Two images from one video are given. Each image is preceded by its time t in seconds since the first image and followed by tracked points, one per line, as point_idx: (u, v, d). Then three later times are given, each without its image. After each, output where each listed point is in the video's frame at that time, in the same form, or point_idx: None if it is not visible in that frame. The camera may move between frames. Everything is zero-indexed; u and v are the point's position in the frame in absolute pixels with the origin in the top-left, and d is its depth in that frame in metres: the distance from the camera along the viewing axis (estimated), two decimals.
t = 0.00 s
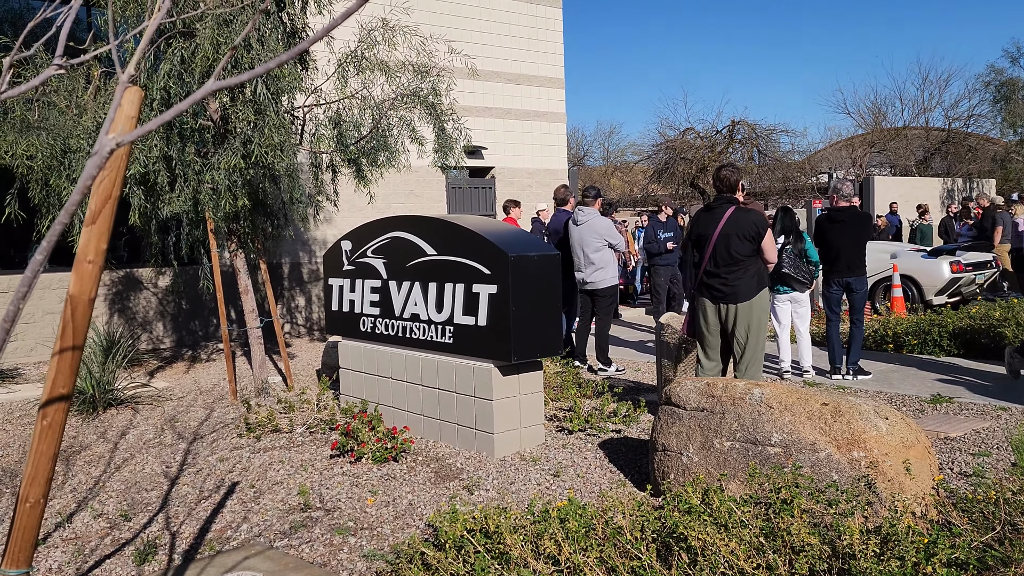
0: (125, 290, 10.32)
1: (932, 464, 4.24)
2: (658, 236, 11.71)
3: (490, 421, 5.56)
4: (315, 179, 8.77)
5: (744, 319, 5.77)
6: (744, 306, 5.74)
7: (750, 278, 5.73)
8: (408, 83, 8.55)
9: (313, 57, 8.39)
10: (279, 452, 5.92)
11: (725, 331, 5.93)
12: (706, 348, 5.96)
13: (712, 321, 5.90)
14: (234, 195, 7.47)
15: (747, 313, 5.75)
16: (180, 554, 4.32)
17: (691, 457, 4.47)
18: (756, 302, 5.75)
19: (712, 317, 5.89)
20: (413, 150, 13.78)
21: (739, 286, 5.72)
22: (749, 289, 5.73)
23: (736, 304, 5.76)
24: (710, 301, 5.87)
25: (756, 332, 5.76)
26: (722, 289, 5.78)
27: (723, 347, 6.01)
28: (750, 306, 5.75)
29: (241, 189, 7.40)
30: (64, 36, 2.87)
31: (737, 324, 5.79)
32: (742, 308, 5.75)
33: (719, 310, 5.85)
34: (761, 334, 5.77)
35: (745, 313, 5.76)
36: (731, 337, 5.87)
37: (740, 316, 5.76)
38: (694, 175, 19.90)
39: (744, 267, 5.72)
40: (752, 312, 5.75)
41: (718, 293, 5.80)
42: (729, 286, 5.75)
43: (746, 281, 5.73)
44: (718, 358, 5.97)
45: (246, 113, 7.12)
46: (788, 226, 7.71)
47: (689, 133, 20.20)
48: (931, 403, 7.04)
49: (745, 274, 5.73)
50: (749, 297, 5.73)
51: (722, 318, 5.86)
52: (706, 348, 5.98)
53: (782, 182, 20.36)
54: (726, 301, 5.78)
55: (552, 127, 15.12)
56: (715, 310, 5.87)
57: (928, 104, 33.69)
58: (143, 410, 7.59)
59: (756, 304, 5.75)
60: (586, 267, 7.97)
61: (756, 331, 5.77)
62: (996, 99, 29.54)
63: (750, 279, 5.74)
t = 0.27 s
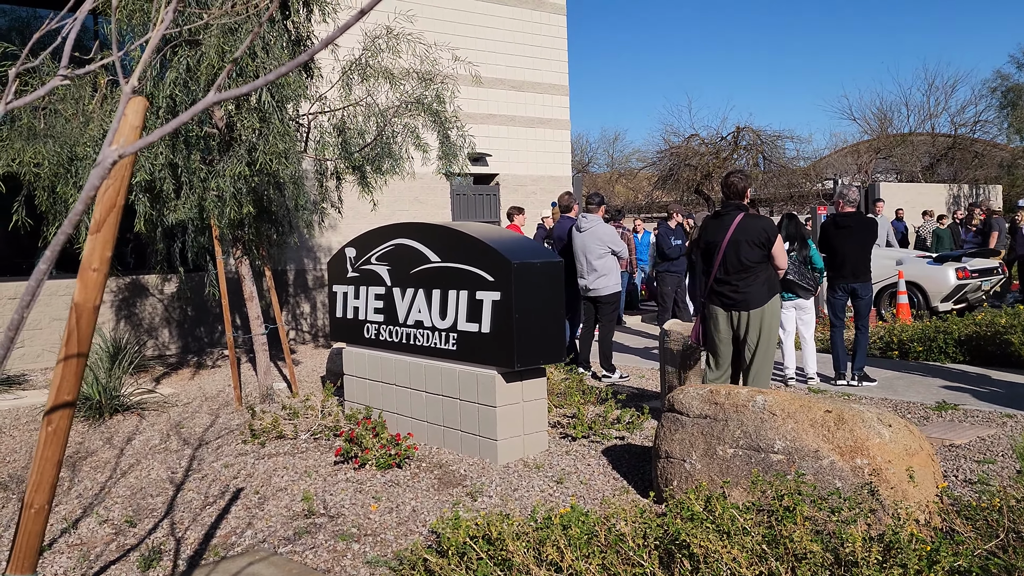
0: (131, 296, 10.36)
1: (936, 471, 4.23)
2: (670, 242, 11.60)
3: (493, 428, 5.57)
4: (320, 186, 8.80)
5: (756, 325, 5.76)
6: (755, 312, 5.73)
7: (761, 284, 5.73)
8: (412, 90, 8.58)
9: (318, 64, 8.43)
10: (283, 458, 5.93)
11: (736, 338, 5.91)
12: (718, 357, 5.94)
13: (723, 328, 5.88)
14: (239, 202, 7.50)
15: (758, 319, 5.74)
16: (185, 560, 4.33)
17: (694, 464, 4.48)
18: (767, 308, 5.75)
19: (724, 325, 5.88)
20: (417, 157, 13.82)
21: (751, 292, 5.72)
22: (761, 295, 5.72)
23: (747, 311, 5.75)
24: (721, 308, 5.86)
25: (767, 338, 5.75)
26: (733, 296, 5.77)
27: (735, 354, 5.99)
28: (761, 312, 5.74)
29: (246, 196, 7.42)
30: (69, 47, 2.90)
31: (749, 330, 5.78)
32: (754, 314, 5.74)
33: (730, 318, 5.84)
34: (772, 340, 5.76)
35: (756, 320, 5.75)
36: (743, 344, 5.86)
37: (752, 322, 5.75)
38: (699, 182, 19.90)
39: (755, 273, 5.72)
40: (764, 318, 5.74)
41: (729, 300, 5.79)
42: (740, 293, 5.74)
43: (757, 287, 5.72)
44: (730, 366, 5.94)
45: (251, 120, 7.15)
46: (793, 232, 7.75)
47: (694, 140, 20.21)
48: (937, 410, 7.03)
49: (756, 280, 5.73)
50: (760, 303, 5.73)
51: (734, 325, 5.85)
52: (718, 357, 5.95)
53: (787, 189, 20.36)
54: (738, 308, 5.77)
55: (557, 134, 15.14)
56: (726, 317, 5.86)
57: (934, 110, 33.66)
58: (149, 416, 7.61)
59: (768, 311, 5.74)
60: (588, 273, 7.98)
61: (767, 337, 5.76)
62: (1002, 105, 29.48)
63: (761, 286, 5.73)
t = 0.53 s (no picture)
0: (137, 297, 10.39)
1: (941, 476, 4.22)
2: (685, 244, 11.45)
3: (497, 430, 5.57)
4: (326, 188, 8.82)
5: (765, 329, 5.76)
6: (765, 316, 5.73)
7: (770, 287, 5.73)
8: (418, 92, 8.60)
9: (324, 66, 8.45)
10: (287, 459, 5.94)
11: (745, 342, 5.90)
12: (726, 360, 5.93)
13: (732, 332, 5.87)
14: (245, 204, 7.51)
15: (767, 323, 5.74)
16: (188, 561, 4.34)
17: (698, 468, 4.47)
18: (776, 312, 5.75)
19: (733, 328, 5.86)
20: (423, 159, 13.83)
21: (761, 296, 5.71)
22: (770, 299, 5.72)
23: (757, 315, 5.74)
24: (730, 311, 5.85)
25: (776, 341, 5.77)
26: (743, 299, 5.76)
27: (742, 358, 5.99)
28: (771, 316, 5.74)
29: (252, 197, 7.44)
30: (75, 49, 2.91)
31: (758, 334, 5.78)
32: (763, 318, 5.74)
33: (739, 321, 5.83)
34: (781, 343, 5.78)
35: (765, 324, 5.74)
36: (752, 347, 5.86)
37: (761, 326, 5.75)
38: (706, 185, 19.88)
39: (765, 277, 5.71)
40: (773, 321, 5.75)
41: (739, 303, 5.78)
42: (750, 297, 5.73)
43: (767, 291, 5.72)
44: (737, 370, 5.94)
45: (257, 122, 7.19)
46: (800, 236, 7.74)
47: (701, 142, 20.20)
48: (943, 415, 7.00)
49: (766, 284, 5.72)
50: (770, 306, 5.72)
51: (743, 329, 5.84)
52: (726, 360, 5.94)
53: (794, 192, 20.33)
54: (747, 311, 5.76)
55: (563, 136, 15.15)
56: (735, 321, 5.85)
57: (942, 114, 33.56)
58: (154, 416, 7.63)
59: (777, 314, 5.74)
60: (593, 276, 7.98)
61: (775, 340, 5.78)
62: (1010, 109, 29.38)
63: (770, 289, 5.73)
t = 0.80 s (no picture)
0: (143, 293, 10.43)
1: (943, 476, 4.21)
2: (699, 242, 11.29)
3: (500, 427, 5.58)
4: (331, 185, 8.83)
5: (764, 328, 5.76)
6: (764, 315, 5.72)
7: (770, 287, 5.72)
8: (423, 90, 8.61)
9: (329, 64, 8.47)
10: (290, 455, 5.96)
11: (744, 340, 5.91)
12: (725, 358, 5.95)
13: (731, 330, 5.88)
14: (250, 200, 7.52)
15: (766, 322, 5.74)
16: (190, 555, 4.36)
17: (699, 467, 4.47)
18: (776, 312, 5.75)
19: (732, 326, 5.87)
20: (428, 157, 13.84)
21: (761, 295, 5.71)
22: (770, 298, 5.72)
23: (756, 314, 5.74)
24: (730, 310, 5.86)
25: (775, 342, 5.76)
26: (742, 298, 5.76)
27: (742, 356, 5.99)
28: (770, 316, 5.74)
29: (257, 194, 7.45)
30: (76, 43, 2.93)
31: (757, 333, 5.78)
32: (762, 317, 5.73)
33: (738, 319, 5.84)
34: (780, 343, 5.77)
35: (764, 323, 5.74)
36: (750, 347, 5.86)
37: (760, 325, 5.75)
38: (712, 183, 19.84)
39: (765, 277, 5.71)
40: (773, 321, 5.74)
41: (738, 302, 5.78)
42: (750, 296, 5.73)
43: (767, 290, 5.71)
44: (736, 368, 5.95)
45: (262, 118, 7.20)
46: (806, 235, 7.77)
47: (708, 141, 20.17)
48: (947, 415, 6.98)
49: (767, 283, 5.71)
50: (769, 306, 5.72)
51: (742, 328, 5.85)
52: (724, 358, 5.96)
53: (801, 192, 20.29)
54: (746, 310, 5.76)
55: (568, 135, 15.14)
56: (734, 319, 5.85)
57: (950, 113, 33.44)
58: (159, 412, 7.66)
59: (776, 314, 5.74)
60: (596, 274, 7.98)
61: (775, 339, 5.76)
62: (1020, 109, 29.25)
63: (771, 289, 5.73)
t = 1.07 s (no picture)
0: (150, 291, 10.48)
1: (943, 475, 4.22)
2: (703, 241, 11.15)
3: (502, 426, 5.60)
4: (336, 184, 8.86)
5: (760, 327, 5.76)
6: (760, 315, 5.73)
7: (767, 287, 5.73)
8: (428, 89, 8.63)
9: (334, 63, 8.50)
10: (294, 453, 6.00)
11: (741, 340, 5.91)
12: (721, 357, 5.96)
13: (727, 329, 5.90)
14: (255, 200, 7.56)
15: (762, 322, 5.74)
16: (194, 552, 4.39)
17: (700, 466, 4.49)
18: (772, 312, 5.75)
19: (728, 325, 5.89)
20: (434, 156, 13.86)
21: (757, 295, 5.72)
22: (766, 299, 5.72)
23: (752, 313, 5.75)
24: (726, 309, 5.87)
25: (772, 343, 5.75)
26: (739, 297, 5.77)
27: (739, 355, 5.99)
28: (766, 316, 5.74)
29: (263, 193, 7.48)
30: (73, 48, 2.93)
31: (753, 333, 5.78)
32: (759, 317, 5.74)
33: (735, 319, 5.85)
34: (777, 344, 5.76)
35: (760, 323, 5.75)
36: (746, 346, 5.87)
37: (757, 325, 5.75)
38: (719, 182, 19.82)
39: (762, 277, 5.71)
40: (769, 322, 5.74)
41: (734, 301, 5.79)
42: (746, 295, 5.74)
43: (763, 290, 5.72)
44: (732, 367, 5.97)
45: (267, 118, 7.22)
46: (810, 234, 7.79)
47: (714, 140, 20.17)
48: (951, 414, 6.98)
49: (763, 283, 5.72)
50: (765, 306, 5.73)
51: (738, 327, 5.86)
52: (721, 357, 5.98)
53: (808, 190, 20.26)
54: (742, 310, 5.77)
55: (574, 133, 15.14)
56: (730, 318, 5.87)
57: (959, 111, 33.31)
58: (165, 410, 7.71)
59: (773, 314, 5.74)
60: (600, 273, 7.99)
61: (772, 340, 5.75)
62: None
63: (767, 289, 5.73)
